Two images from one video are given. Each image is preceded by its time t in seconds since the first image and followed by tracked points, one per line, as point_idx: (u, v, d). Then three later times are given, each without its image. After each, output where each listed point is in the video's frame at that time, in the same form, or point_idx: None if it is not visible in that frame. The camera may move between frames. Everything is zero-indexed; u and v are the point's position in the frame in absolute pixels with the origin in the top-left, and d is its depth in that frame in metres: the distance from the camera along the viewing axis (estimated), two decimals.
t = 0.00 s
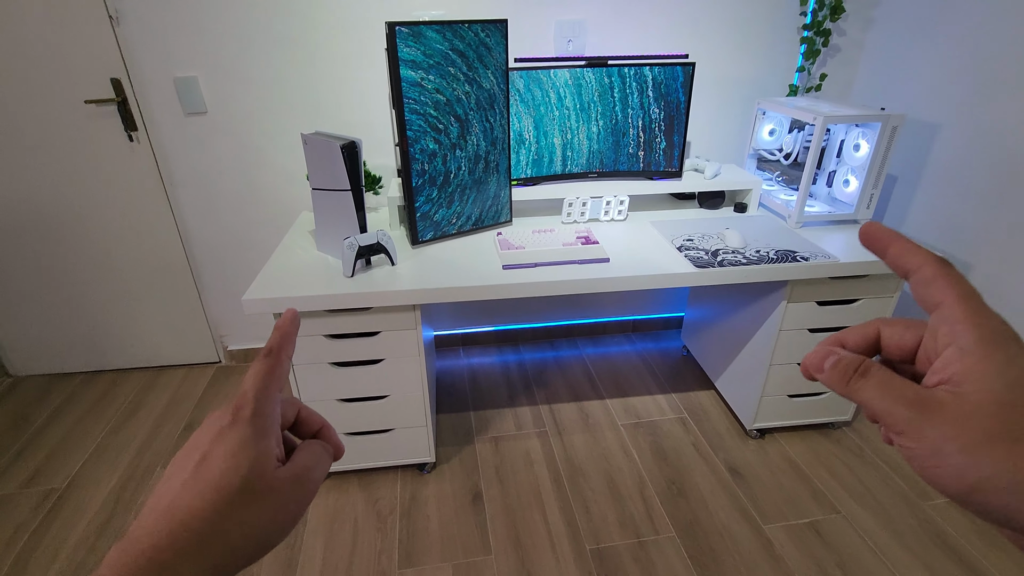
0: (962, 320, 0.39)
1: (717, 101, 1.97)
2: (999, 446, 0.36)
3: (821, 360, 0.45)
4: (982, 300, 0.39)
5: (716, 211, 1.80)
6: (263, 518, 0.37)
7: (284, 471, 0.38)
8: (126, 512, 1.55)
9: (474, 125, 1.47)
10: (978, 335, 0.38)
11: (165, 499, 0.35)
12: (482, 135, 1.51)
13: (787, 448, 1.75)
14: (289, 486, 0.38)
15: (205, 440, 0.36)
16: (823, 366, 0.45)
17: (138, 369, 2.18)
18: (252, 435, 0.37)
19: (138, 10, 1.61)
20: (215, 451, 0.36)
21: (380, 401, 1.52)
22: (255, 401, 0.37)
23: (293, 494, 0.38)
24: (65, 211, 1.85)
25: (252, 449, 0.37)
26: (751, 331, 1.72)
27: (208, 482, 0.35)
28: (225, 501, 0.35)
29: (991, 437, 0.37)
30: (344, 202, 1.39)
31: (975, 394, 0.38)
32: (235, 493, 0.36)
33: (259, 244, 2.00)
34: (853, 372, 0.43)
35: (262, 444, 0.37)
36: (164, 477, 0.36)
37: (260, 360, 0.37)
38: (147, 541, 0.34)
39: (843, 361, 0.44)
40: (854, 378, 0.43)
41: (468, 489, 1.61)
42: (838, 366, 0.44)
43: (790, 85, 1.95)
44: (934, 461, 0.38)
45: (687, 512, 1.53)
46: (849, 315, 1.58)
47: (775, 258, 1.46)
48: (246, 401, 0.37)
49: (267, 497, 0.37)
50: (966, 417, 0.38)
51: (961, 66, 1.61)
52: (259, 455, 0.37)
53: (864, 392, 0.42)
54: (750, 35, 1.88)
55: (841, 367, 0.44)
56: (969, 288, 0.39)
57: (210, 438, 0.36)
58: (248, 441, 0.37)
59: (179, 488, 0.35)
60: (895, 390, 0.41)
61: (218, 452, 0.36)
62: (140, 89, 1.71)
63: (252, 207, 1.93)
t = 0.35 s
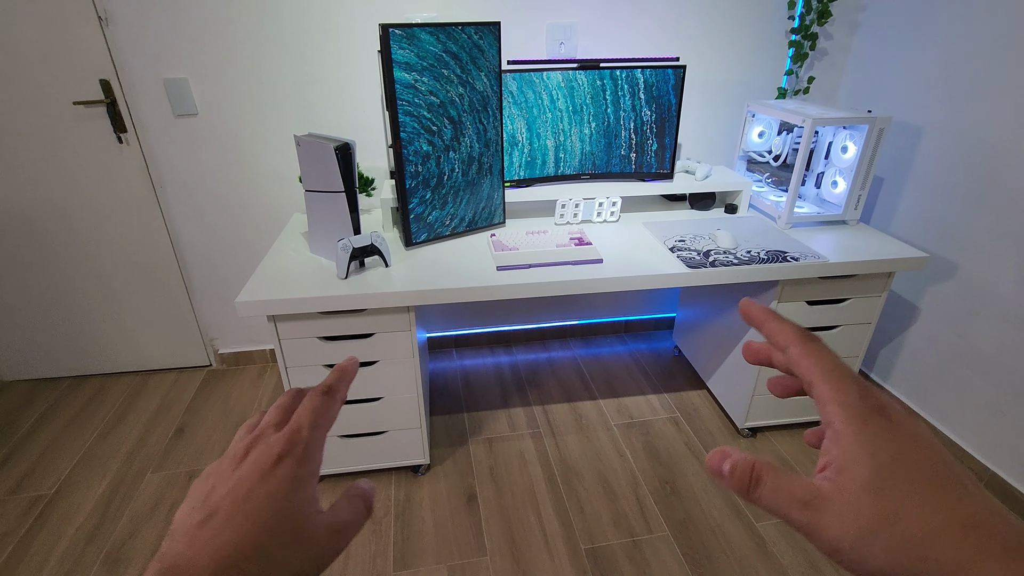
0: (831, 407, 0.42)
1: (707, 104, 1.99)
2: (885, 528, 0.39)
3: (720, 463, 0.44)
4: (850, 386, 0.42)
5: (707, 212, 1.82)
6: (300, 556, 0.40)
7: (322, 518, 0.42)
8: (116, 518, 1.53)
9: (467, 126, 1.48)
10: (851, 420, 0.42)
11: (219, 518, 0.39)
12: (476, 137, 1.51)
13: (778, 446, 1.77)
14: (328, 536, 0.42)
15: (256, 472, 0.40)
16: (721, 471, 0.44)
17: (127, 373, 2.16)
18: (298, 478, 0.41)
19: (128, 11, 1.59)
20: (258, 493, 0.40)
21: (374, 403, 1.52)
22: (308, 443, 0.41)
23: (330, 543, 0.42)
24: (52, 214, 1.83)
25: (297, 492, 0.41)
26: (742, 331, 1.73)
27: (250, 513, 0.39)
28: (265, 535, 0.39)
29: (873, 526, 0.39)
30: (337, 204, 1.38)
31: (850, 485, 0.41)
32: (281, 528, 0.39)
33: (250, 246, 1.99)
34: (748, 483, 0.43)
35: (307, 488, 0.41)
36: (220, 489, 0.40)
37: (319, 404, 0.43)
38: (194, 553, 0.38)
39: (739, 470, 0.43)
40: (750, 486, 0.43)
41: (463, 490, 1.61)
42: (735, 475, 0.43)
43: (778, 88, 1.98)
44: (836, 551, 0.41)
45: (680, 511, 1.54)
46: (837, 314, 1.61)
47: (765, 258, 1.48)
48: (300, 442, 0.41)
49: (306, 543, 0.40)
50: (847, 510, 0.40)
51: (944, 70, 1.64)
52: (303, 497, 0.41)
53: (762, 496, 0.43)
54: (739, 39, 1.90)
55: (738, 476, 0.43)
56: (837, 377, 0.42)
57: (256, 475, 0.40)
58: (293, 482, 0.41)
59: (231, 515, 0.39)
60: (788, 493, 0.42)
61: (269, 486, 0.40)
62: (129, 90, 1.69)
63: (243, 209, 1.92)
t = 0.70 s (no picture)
0: (955, 309, 0.36)
1: (704, 105, 2.00)
2: (954, 451, 0.36)
3: (778, 345, 0.38)
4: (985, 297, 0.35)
5: (703, 213, 1.82)
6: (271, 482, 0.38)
7: (293, 434, 0.40)
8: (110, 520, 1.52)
9: (465, 127, 1.48)
10: (969, 332, 0.36)
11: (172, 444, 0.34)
12: (473, 137, 1.51)
13: (774, 446, 1.78)
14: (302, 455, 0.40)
15: (202, 386, 0.36)
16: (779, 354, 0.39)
17: (121, 373, 2.14)
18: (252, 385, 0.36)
19: (123, 9, 1.58)
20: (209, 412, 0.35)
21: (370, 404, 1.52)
22: (257, 352, 0.37)
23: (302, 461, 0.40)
24: (45, 214, 1.82)
25: (258, 408, 0.37)
26: (739, 331, 1.74)
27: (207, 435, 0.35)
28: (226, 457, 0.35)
29: (944, 446, 0.36)
30: (334, 204, 1.38)
31: (934, 400, 0.37)
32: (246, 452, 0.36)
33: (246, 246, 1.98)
34: (811, 375, 0.38)
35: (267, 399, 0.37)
36: (162, 417, 0.35)
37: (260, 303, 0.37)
38: (150, 488, 0.33)
39: (804, 360, 0.37)
40: (813, 379, 0.38)
41: (460, 491, 1.60)
42: (798, 363, 0.37)
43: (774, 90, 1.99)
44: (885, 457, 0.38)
45: (677, 511, 1.54)
46: (833, 315, 1.61)
47: (762, 259, 1.48)
48: (248, 353, 0.36)
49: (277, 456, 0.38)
50: (917, 426, 0.37)
51: (938, 72, 1.66)
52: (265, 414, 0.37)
53: (823, 391, 0.38)
54: (736, 41, 1.91)
55: (795, 359, 0.37)
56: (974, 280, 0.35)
57: (204, 394, 0.35)
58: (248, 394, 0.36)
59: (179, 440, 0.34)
60: (856, 396, 0.37)
61: (221, 396, 0.36)
62: (124, 89, 1.68)
63: (238, 209, 1.91)
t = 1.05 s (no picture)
0: (972, 420, 0.43)
1: (701, 101, 1.99)
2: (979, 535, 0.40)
3: (818, 422, 0.46)
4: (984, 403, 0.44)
5: (700, 209, 1.82)
6: None
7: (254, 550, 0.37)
8: (102, 518, 1.50)
9: (461, 122, 1.46)
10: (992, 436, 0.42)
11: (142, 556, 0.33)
12: (469, 133, 1.50)
13: (770, 443, 1.78)
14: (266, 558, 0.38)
15: (174, 502, 0.35)
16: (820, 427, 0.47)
17: (113, 371, 2.12)
18: (223, 497, 0.37)
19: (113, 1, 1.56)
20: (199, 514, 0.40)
21: (365, 401, 1.50)
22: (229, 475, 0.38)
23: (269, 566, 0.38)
24: (36, 209, 1.79)
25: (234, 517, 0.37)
26: (735, 328, 1.73)
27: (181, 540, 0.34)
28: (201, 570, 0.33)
29: (972, 534, 0.40)
30: (329, 199, 1.36)
31: (964, 489, 0.41)
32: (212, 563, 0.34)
33: (240, 242, 1.96)
34: (847, 453, 0.45)
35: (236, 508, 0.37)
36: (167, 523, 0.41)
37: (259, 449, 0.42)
38: None
39: (843, 437, 0.45)
40: (850, 456, 0.45)
41: (456, 489, 1.60)
42: (837, 440, 0.45)
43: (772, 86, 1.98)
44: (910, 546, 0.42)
45: (673, 509, 1.54)
46: (830, 312, 1.61)
47: (759, 255, 1.48)
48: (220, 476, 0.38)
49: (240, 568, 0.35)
50: (950, 510, 0.41)
51: (936, 69, 1.65)
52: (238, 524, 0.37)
53: (858, 468, 0.45)
54: (734, 36, 1.90)
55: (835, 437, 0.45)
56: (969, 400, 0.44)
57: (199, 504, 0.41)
58: (222, 500, 0.37)
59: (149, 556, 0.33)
60: (892, 475, 0.44)
61: (191, 510, 0.35)
62: (115, 82, 1.66)
63: (232, 205, 1.89)
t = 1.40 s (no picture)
0: None
1: (688, 107, 2.03)
2: None
3: (909, 408, 0.36)
4: None
5: (688, 213, 1.85)
6: None
7: None
8: (93, 522, 1.50)
9: (452, 126, 1.48)
10: None
11: None
12: (460, 137, 1.52)
13: (757, 442, 1.81)
14: None
15: None
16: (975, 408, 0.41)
17: (103, 374, 2.11)
18: (170, 564, 0.35)
19: (104, 4, 1.56)
20: None
21: (357, 403, 1.52)
22: (176, 538, 0.36)
23: None
24: (25, 212, 1.79)
25: None
26: (722, 330, 1.77)
27: None
28: None
29: None
30: (321, 203, 1.38)
31: None
32: None
33: (231, 245, 1.97)
34: (955, 453, 0.34)
35: None
36: None
37: (213, 489, 0.39)
38: None
39: (943, 432, 0.34)
40: (951, 459, 0.34)
41: (447, 489, 1.61)
42: (935, 432, 0.34)
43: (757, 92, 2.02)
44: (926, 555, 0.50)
45: (662, 507, 1.57)
46: (814, 313, 1.65)
47: (745, 258, 1.51)
48: (168, 537, 0.36)
49: None
50: None
51: (915, 76, 1.70)
52: None
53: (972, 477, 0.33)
54: (719, 43, 1.94)
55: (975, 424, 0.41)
56: None
57: None
58: (170, 567, 0.35)
59: None
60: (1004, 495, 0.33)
61: None
62: (106, 86, 1.66)
63: (223, 207, 1.90)
